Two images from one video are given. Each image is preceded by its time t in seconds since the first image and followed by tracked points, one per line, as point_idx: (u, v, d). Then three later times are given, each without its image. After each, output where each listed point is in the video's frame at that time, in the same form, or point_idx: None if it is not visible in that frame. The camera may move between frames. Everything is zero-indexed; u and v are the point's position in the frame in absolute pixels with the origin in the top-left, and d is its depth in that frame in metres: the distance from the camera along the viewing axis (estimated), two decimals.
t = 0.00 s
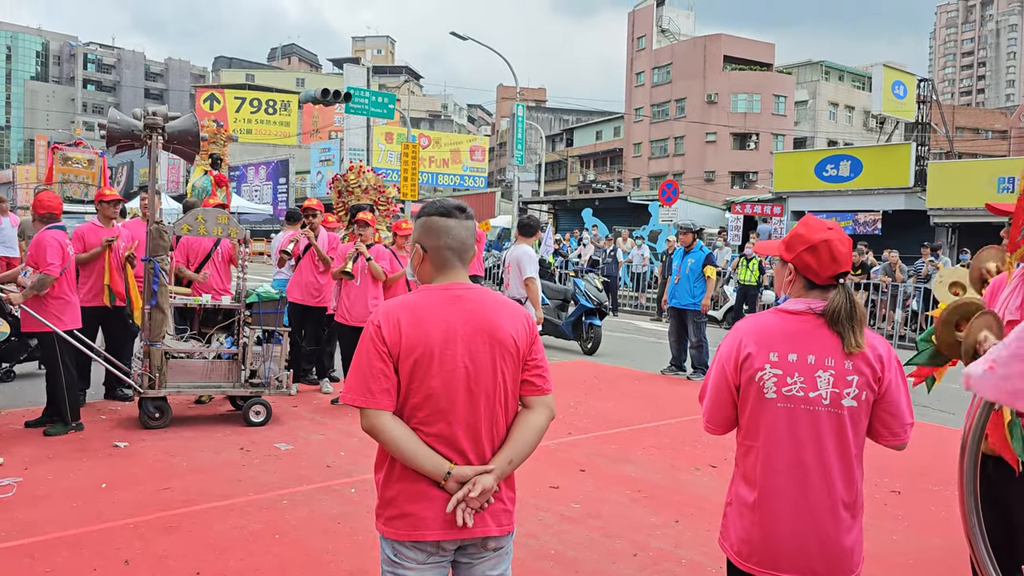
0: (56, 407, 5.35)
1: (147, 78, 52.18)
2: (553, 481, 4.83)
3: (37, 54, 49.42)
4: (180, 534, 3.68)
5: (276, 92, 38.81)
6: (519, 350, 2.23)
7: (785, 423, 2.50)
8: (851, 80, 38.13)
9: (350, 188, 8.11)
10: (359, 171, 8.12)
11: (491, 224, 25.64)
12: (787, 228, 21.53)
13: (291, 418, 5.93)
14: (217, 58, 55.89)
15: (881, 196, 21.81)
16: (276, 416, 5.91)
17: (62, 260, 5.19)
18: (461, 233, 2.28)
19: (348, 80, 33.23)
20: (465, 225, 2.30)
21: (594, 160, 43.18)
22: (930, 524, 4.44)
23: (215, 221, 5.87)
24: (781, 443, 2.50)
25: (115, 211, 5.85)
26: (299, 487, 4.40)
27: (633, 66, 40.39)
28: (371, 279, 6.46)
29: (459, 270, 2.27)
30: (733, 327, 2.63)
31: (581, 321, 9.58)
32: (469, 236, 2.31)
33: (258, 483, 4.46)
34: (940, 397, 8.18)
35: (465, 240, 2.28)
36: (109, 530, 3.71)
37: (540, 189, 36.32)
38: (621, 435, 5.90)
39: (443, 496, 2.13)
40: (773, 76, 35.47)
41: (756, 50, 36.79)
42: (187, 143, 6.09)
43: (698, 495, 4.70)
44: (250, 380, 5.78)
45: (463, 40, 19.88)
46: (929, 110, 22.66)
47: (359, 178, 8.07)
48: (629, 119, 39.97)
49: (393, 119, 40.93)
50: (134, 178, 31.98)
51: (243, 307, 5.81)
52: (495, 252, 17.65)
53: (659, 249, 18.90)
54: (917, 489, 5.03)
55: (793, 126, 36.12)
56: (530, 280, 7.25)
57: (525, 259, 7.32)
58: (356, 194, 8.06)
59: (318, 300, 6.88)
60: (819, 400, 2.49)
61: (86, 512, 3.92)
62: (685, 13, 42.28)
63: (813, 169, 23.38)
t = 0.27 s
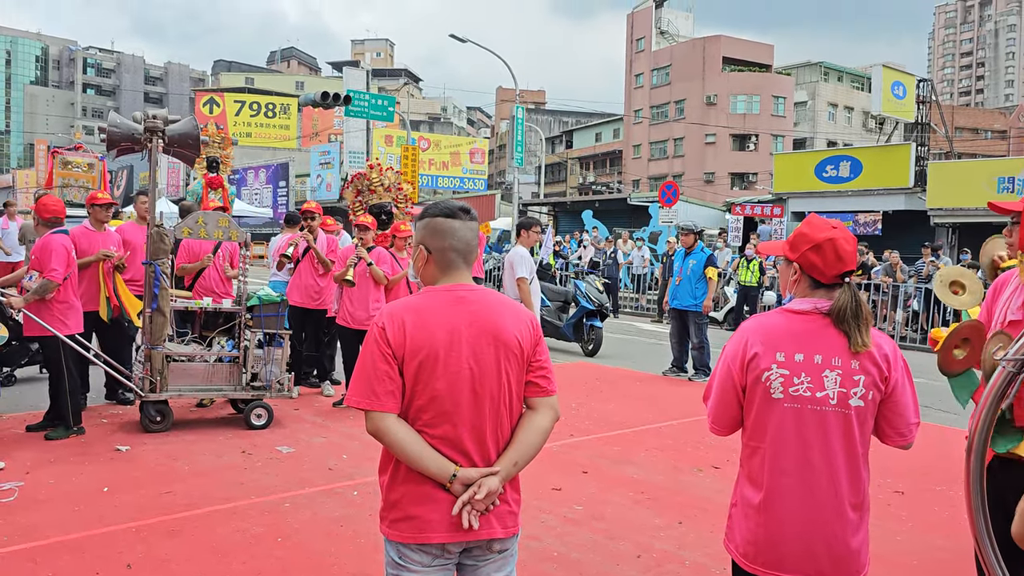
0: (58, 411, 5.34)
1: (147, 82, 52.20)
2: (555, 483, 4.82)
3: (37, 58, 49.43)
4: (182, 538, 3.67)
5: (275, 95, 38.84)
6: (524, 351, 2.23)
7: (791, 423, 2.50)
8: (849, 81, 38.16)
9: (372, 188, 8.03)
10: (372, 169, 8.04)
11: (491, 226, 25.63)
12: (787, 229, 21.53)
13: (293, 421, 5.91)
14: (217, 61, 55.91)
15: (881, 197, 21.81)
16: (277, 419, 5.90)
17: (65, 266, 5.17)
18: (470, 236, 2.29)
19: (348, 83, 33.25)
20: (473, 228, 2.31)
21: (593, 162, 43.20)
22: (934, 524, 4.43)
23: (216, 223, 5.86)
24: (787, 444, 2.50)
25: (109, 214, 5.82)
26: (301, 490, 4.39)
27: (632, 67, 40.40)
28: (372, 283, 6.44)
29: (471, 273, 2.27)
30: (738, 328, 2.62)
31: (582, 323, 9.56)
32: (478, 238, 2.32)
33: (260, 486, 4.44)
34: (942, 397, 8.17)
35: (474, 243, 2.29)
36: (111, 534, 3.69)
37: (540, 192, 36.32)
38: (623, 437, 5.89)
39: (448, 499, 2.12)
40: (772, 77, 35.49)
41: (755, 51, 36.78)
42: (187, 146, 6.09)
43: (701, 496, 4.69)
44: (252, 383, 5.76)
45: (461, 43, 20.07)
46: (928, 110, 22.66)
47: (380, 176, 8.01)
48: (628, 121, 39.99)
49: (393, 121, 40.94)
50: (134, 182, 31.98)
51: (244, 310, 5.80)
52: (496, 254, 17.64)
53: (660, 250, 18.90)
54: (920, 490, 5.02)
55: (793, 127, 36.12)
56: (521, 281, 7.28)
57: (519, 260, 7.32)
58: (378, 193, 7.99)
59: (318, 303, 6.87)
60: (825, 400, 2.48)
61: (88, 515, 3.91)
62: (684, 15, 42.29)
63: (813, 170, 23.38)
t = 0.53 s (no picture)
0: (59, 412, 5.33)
1: (147, 83, 52.18)
2: (558, 483, 4.82)
3: (37, 59, 49.44)
4: (185, 538, 3.67)
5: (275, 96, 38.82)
6: (528, 351, 2.22)
7: (797, 422, 2.49)
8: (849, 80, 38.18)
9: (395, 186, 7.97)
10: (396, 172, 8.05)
11: (491, 225, 25.63)
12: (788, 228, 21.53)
13: (294, 422, 5.91)
14: (217, 61, 55.87)
15: (881, 196, 21.81)
16: (278, 420, 5.89)
17: (69, 267, 5.17)
18: (474, 238, 2.28)
19: (348, 83, 33.25)
20: (478, 230, 2.30)
21: (593, 161, 43.20)
22: (938, 523, 4.42)
23: (217, 224, 5.88)
24: (791, 442, 2.49)
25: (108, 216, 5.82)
26: (303, 490, 4.39)
27: (632, 67, 40.40)
28: (374, 283, 6.44)
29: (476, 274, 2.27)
30: (743, 326, 2.62)
31: (583, 322, 9.55)
32: (483, 240, 2.31)
33: (262, 487, 4.44)
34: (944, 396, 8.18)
35: (478, 245, 2.29)
36: (113, 534, 3.69)
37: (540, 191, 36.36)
38: (625, 436, 5.89)
39: (453, 499, 2.11)
40: (772, 77, 35.50)
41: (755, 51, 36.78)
42: (188, 146, 6.10)
43: (703, 495, 4.68)
44: (253, 383, 5.76)
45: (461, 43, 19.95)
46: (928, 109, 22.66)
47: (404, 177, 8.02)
48: (628, 121, 40.00)
49: (393, 121, 40.88)
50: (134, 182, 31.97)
51: (246, 310, 5.80)
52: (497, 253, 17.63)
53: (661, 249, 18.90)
54: (922, 488, 5.02)
55: (793, 126, 36.11)
56: (506, 279, 7.32)
57: (507, 259, 7.36)
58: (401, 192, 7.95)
59: (318, 303, 6.86)
60: (831, 398, 2.48)
61: (90, 516, 3.91)
62: (684, 14, 42.26)
63: (813, 168, 23.39)
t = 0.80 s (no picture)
0: (62, 413, 5.34)
1: (149, 83, 52.17)
2: (560, 482, 4.81)
3: (39, 59, 49.51)
4: (187, 538, 3.66)
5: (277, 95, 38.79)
6: (531, 351, 2.22)
7: (799, 423, 2.49)
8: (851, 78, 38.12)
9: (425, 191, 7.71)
10: (426, 177, 7.72)
11: (493, 225, 25.61)
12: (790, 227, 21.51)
13: (296, 421, 5.91)
14: (218, 61, 55.86)
15: (884, 195, 21.80)
16: (280, 419, 5.89)
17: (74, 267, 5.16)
18: (478, 235, 2.28)
19: (350, 83, 33.22)
20: (481, 227, 2.31)
21: (595, 161, 43.18)
22: (941, 523, 4.41)
23: (219, 223, 5.87)
24: (795, 442, 2.48)
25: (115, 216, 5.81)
26: (306, 490, 4.38)
27: (634, 66, 40.36)
28: (377, 282, 6.46)
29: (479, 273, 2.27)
30: (747, 325, 2.61)
31: (585, 322, 9.56)
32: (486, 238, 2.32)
33: (264, 487, 4.43)
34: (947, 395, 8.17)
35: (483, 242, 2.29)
36: (115, 535, 3.69)
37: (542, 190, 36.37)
38: (627, 436, 5.88)
39: (455, 499, 2.11)
40: (774, 76, 35.48)
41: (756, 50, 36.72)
42: (189, 145, 6.09)
43: (706, 495, 4.68)
44: (255, 383, 5.76)
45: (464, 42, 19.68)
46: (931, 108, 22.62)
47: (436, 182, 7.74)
48: (630, 120, 39.97)
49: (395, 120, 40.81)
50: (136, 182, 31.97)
51: (248, 310, 5.80)
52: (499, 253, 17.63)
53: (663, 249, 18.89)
54: (926, 488, 5.01)
55: (795, 126, 36.08)
56: (500, 278, 7.31)
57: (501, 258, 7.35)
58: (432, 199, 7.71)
59: (319, 302, 6.84)
60: (834, 399, 2.47)
61: (92, 516, 3.91)
62: (686, 13, 42.17)
63: (816, 167, 23.37)
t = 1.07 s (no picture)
0: (67, 413, 5.34)
1: (153, 84, 52.28)
2: (564, 485, 4.81)
3: (44, 60, 49.66)
4: (191, 540, 3.66)
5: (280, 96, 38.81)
6: (537, 354, 2.21)
7: (805, 428, 2.48)
8: (856, 80, 38.10)
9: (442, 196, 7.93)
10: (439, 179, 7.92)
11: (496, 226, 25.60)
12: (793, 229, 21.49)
13: (300, 423, 5.90)
14: (222, 62, 55.96)
15: (887, 197, 21.76)
16: (283, 421, 5.88)
17: (80, 268, 5.16)
18: (483, 236, 2.29)
19: (354, 84, 33.25)
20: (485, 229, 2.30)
21: (599, 162, 43.17)
22: (947, 526, 4.40)
23: (223, 225, 5.86)
24: (801, 446, 2.48)
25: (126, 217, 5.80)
26: (310, 492, 4.37)
27: (637, 68, 40.34)
28: (380, 284, 6.45)
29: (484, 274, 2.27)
30: (752, 330, 2.61)
31: (589, 324, 9.58)
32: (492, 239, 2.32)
33: (268, 489, 4.43)
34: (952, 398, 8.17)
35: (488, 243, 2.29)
36: (120, 536, 3.68)
37: (545, 191, 36.38)
38: (632, 438, 5.87)
39: (461, 502, 2.10)
40: (778, 78, 35.45)
41: (760, 51, 36.66)
42: (194, 147, 6.08)
43: (710, 498, 4.66)
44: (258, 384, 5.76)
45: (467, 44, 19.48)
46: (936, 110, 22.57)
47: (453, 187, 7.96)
48: (634, 121, 39.96)
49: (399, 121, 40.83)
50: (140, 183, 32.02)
51: (252, 311, 5.79)
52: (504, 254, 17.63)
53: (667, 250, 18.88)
54: (931, 491, 4.99)
55: (799, 127, 36.04)
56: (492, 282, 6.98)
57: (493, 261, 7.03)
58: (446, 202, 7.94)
59: (323, 304, 6.85)
60: (839, 404, 2.46)
61: (96, 518, 3.90)
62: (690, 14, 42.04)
63: (820, 169, 23.36)
